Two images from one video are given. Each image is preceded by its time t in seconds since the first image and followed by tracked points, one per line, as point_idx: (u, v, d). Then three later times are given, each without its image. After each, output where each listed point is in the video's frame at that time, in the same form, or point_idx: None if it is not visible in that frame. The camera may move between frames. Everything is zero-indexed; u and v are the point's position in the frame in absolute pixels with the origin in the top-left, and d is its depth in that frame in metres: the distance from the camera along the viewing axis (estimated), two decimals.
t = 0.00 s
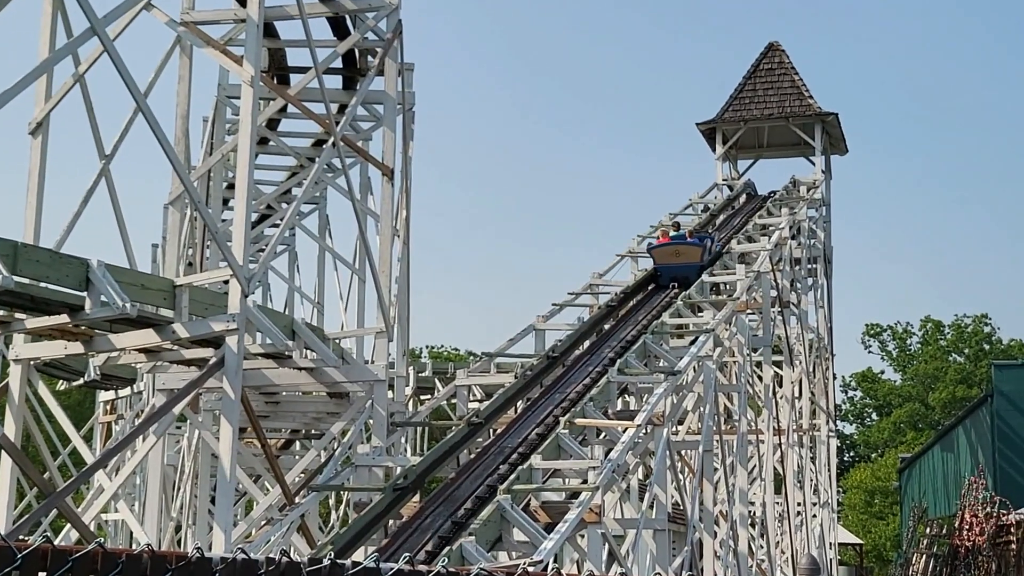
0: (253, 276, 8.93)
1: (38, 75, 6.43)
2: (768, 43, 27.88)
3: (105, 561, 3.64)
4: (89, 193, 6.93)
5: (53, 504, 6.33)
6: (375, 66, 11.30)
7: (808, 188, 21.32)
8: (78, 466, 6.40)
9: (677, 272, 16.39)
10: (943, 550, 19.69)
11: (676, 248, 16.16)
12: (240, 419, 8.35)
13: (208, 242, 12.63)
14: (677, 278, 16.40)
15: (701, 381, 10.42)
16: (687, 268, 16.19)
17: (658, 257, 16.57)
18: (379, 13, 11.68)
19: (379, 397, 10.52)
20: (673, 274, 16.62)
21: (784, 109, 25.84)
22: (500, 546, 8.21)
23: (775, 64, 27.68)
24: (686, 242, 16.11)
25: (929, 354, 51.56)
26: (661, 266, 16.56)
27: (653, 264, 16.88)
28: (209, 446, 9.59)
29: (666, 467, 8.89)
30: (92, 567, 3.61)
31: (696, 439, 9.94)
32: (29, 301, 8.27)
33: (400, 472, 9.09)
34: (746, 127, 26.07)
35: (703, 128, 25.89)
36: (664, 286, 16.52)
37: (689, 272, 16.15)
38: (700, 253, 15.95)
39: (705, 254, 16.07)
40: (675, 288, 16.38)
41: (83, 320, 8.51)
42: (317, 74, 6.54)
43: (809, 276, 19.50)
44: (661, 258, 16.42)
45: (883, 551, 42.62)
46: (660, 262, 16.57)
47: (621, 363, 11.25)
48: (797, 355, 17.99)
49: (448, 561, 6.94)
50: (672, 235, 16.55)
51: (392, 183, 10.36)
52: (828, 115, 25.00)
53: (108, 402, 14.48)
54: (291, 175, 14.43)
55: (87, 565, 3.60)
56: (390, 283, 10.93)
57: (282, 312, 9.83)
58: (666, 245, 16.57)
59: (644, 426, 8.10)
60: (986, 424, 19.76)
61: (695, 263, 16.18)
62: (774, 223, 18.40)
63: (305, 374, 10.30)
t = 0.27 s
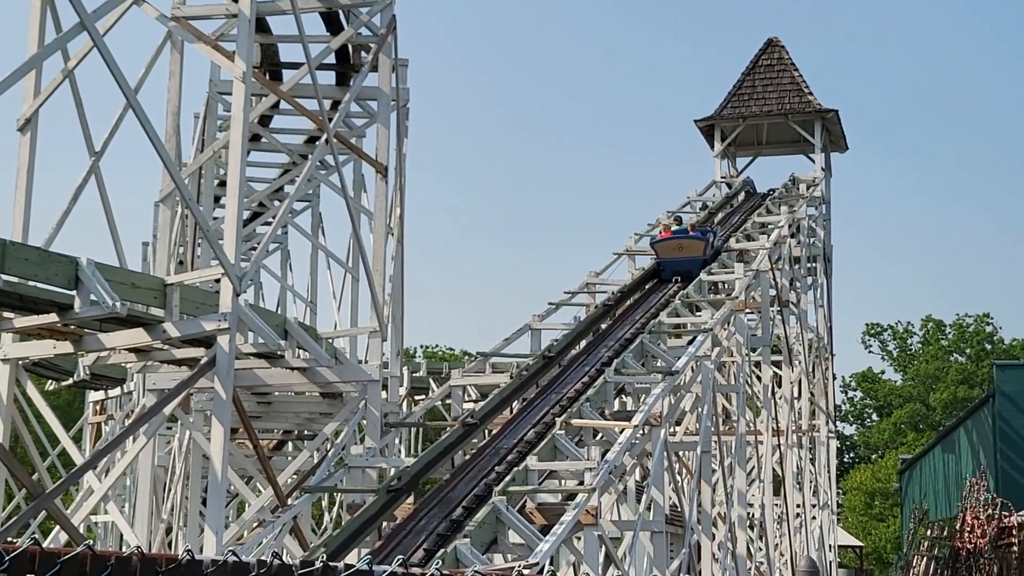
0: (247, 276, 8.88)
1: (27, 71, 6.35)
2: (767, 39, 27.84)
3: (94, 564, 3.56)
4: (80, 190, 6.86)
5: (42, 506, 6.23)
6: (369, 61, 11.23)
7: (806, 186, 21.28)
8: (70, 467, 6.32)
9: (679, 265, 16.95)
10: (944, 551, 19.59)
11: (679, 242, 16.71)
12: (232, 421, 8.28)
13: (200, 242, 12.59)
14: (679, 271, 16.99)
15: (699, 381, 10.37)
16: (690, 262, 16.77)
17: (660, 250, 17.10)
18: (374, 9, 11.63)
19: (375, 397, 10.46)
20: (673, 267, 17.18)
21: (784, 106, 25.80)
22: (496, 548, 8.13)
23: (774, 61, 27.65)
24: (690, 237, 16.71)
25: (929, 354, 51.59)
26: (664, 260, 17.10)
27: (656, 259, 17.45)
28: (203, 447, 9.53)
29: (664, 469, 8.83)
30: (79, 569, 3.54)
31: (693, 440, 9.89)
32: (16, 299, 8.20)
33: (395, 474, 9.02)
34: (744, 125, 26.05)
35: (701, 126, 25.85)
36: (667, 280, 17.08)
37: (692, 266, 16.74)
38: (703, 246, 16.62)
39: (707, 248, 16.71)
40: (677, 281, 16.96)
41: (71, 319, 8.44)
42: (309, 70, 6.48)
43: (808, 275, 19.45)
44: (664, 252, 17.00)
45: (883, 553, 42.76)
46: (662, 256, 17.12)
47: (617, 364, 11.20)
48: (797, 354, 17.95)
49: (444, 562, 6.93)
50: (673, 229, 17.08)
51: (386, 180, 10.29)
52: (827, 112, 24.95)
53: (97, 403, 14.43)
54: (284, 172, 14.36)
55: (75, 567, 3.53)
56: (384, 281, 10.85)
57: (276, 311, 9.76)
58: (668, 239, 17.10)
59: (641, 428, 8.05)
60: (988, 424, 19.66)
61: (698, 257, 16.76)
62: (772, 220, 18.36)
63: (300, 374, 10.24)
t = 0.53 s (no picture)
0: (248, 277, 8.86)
1: (27, 72, 6.36)
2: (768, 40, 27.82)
3: (99, 564, 3.54)
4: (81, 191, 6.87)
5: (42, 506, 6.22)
6: (370, 61, 11.22)
7: (807, 186, 21.27)
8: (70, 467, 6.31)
9: (684, 260, 17.29)
10: (945, 551, 19.57)
11: (685, 238, 17.04)
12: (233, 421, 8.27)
13: (201, 241, 12.58)
14: (683, 266, 17.36)
15: (700, 380, 10.37)
16: (695, 257, 17.16)
17: (664, 246, 17.38)
18: (375, 9, 11.62)
19: (375, 396, 10.46)
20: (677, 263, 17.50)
21: (785, 106, 25.80)
22: (496, 548, 8.13)
23: (775, 61, 27.64)
24: (695, 232, 17.05)
25: (930, 354, 51.60)
26: (669, 255, 17.39)
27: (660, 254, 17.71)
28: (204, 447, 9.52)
29: (665, 469, 8.83)
30: (84, 570, 3.52)
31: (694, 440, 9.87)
32: (18, 299, 8.20)
33: (396, 475, 9.01)
34: (745, 125, 26.05)
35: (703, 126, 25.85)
36: (672, 275, 17.43)
37: (697, 261, 17.10)
38: (709, 243, 17.01)
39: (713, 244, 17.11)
40: (682, 276, 17.29)
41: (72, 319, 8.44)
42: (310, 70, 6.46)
43: (809, 275, 19.43)
44: (670, 247, 17.30)
45: (883, 553, 42.77)
46: (667, 251, 17.42)
47: (618, 364, 11.19)
48: (797, 355, 17.96)
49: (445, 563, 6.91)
50: (678, 225, 17.37)
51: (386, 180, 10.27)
52: (829, 112, 24.95)
53: (98, 402, 14.42)
54: (285, 172, 14.36)
55: (79, 567, 3.52)
56: (385, 282, 10.84)
57: (277, 311, 9.76)
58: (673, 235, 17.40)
59: (642, 429, 8.03)
60: (988, 425, 19.63)
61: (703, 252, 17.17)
62: (773, 220, 18.35)
63: (301, 373, 10.23)
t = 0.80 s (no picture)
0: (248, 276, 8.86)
1: (27, 71, 6.36)
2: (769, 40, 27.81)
3: (102, 563, 3.55)
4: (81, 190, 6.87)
5: (43, 504, 6.22)
6: (371, 60, 11.22)
7: (807, 186, 21.26)
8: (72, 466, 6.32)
9: (688, 256, 17.39)
10: (945, 551, 19.57)
11: (690, 234, 17.15)
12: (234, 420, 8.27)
13: (201, 241, 12.58)
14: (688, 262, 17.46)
15: (700, 380, 10.36)
16: (700, 253, 17.27)
17: (669, 242, 17.46)
18: (376, 8, 11.60)
19: (375, 395, 10.46)
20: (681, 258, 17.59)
21: (785, 106, 25.79)
22: (496, 547, 8.13)
23: (775, 61, 27.63)
24: (699, 228, 17.19)
25: (930, 354, 51.62)
26: (673, 251, 17.47)
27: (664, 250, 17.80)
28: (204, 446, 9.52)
29: (664, 469, 8.83)
30: (86, 570, 3.53)
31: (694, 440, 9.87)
32: (18, 297, 8.20)
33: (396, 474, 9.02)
34: (745, 125, 26.06)
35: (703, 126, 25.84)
36: (677, 270, 17.52)
37: (702, 256, 17.22)
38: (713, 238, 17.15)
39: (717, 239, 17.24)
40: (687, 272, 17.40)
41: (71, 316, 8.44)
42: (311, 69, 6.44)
43: (809, 275, 19.41)
44: (674, 242, 17.42)
45: (883, 553, 42.84)
46: (672, 247, 17.51)
47: (618, 363, 11.19)
48: (797, 355, 17.96)
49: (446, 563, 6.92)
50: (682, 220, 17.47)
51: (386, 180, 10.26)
52: (829, 112, 24.96)
53: (98, 401, 14.43)
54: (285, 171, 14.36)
55: (82, 566, 3.52)
56: (385, 281, 10.85)
57: (277, 310, 9.76)
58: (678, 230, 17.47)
59: (642, 429, 8.03)
60: (988, 425, 19.63)
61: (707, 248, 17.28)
62: (774, 220, 18.34)
63: (301, 373, 10.23)
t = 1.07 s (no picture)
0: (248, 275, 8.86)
1: (27, 70, 6.36)
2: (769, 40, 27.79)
3: (102, 562, 3.55)
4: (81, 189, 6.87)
5: (44, 503, 6.22)
6: (371, 60, 11.20)
7: (807, 186, 21.25)
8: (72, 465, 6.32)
9: (692, 251, 17.47)
10: (945, 551, 19.56)
11: (693, 230, 17.20)
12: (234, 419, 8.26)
13: (201, 240, 12.57)
14: (691, 257, 17.55)
15: (700, 380, 10.35)
16: (703, 248, 17.33)
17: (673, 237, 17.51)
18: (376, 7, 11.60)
19: (375, 395, 10.45)
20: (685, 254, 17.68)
21: (786, 106, 25.78)
22: (496, 547, 8.13)
23: (776, 61, 27.62)
24: (703, 224, 17.23)
25: (930, 354, 51.61)
26: (677, 247, 17.54)
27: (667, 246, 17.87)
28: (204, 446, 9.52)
29: (665, 469, 8.82)
30: (87, 568, 3.53)
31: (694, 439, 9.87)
32: (18, 297, 8.21)
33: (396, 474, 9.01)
34: (746, 125, 26.04)
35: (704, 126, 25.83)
36: (681, 266, 17.61)
37: (706, 252, 17.31)
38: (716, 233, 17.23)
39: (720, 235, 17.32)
40: (691, 267, 17.50)
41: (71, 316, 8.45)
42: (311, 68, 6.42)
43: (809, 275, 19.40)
44: (678, 238, 17.47)
45: (883, 553, 42.86)
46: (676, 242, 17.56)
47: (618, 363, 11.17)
48: (798, 355, 17.96)
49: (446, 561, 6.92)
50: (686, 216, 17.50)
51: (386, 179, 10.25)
52: (829, 112, 24.95)
53: (98, 401, 14.43)
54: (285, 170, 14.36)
55: (83, 565, 3.52)
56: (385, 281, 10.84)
57: (277, 310, 9.76)
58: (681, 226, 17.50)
59: (642, 428, 8.03)
60: (988, 425, 19.62)
61: (710, 243, 17.34)
62: (773, 220, 18.32)
63: (301, 372, 10.23)
